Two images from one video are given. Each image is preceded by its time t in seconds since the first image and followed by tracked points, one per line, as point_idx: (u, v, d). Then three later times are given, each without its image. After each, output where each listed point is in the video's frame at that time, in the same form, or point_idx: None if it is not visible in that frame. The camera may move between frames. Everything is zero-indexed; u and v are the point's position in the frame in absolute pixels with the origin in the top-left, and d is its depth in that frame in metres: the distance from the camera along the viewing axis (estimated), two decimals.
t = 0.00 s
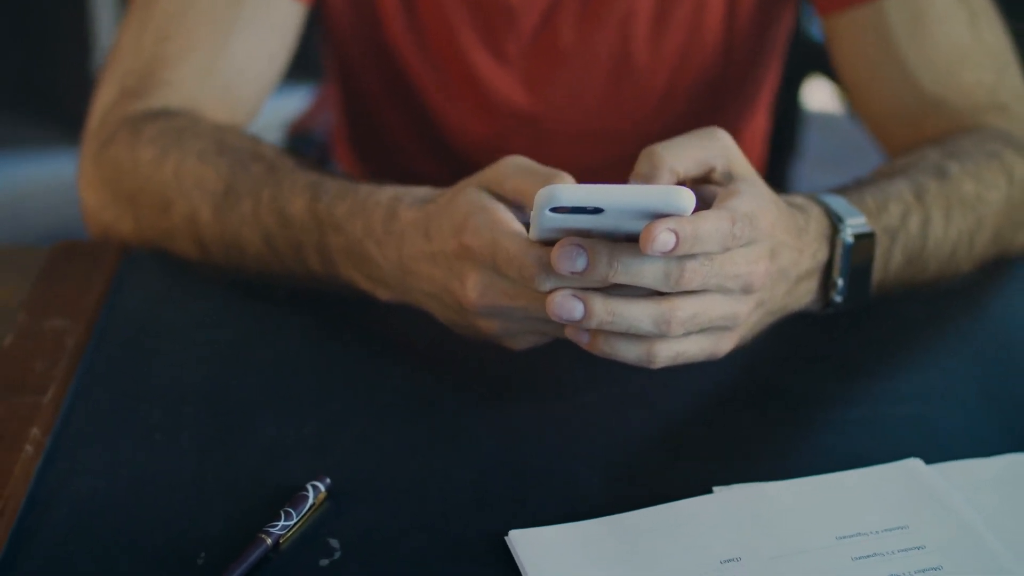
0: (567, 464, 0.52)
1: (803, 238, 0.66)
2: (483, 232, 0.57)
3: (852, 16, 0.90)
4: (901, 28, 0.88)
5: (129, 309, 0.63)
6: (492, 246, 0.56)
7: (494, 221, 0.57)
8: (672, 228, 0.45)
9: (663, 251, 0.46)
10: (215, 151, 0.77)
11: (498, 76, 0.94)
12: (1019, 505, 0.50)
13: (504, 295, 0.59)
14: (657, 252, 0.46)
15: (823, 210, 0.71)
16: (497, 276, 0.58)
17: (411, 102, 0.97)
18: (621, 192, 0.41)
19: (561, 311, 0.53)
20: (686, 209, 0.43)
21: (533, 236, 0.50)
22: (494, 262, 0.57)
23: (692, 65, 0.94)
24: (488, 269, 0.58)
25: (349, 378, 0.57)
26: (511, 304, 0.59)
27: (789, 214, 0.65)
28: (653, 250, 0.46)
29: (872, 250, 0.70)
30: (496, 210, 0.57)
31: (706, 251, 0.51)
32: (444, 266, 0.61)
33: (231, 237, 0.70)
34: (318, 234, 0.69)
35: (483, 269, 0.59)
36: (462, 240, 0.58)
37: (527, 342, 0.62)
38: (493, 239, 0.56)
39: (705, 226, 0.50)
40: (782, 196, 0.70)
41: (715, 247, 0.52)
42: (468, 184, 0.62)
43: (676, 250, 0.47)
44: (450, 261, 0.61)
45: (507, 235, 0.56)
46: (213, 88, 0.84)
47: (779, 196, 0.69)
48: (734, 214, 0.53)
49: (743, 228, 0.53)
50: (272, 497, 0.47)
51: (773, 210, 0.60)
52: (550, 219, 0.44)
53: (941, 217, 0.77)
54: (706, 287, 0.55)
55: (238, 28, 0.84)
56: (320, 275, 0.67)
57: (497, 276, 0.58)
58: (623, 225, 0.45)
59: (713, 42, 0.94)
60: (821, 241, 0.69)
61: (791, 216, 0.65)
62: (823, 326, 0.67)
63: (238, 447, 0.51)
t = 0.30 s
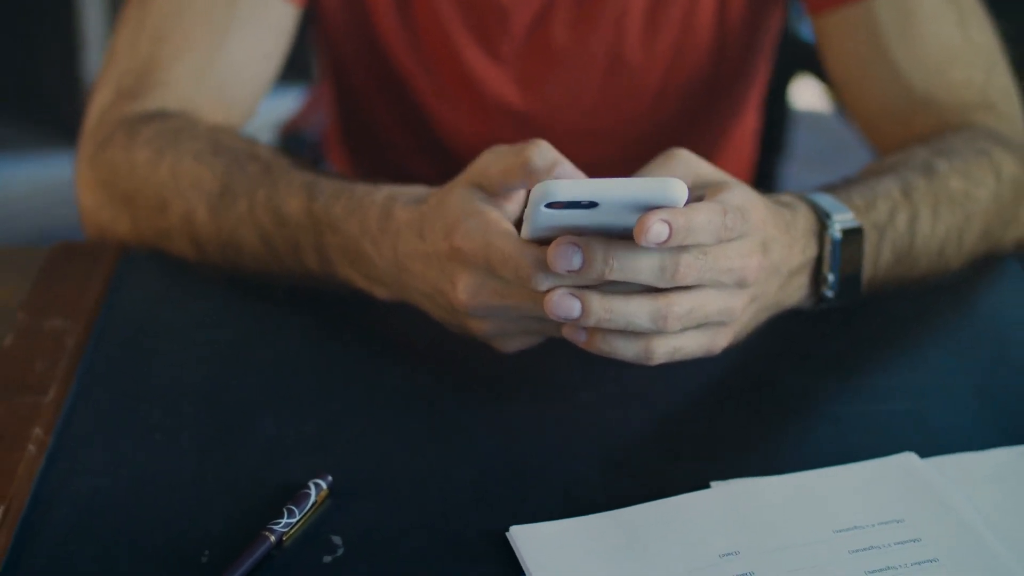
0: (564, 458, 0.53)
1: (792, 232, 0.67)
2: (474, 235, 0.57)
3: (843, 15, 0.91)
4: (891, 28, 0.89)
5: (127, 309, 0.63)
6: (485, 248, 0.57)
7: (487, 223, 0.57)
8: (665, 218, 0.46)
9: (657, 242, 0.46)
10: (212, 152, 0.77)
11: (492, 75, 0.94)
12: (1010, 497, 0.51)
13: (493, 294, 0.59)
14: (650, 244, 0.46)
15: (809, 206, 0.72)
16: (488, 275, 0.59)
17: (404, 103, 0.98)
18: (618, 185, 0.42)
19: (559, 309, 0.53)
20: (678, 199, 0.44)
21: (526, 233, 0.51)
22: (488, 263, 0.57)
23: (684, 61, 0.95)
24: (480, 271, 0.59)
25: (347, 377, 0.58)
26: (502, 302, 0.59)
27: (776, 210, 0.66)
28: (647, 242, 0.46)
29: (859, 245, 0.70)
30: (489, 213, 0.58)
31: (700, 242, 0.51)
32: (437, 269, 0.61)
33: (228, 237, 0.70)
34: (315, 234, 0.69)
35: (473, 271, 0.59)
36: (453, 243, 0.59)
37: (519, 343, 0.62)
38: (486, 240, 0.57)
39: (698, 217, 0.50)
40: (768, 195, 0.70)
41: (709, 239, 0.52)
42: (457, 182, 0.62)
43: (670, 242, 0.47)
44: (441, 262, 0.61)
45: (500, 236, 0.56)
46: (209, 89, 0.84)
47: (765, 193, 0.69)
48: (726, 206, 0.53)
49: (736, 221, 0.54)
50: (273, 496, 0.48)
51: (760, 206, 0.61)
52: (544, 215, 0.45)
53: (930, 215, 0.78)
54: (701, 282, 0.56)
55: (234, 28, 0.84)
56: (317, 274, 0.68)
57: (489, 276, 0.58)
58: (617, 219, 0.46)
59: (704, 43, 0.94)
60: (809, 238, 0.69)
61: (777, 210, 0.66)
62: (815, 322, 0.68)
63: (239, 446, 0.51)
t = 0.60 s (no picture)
0: (561, 451, 0.53)
1: (788, 228, 0.68)
2: (467, 237, 0.58)
3: (832, 13, 0.92)
4: (881, 27, 0.90)
5: (126, 308, 0.63)
6: (481, 250, 0.57)
7: (482, 227, 0.58)
8: (659, 215, 0.46)
9: (651, 239, 0.47)
10: (212, 151, 0.77)
11: (485, 73, 0.95)
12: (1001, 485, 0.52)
13: (487, 295, 0.59)
14: (645, 240, 0.47)
15: (803, 203, 0.72)
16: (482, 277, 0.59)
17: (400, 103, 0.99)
18: (614, 186, 0.42)
19: (556, 309, 0.53)
20: (673, 196, 0.44)
21: (521, 235, 0.51)
22: (483, 263, 0.57)
23: (677, 58, 0.95)
24: (475, 271, 0.59)
25: (344, 372, 0.58)
26: (495, 303, 0.59)
27: (770, 207, 0.66)
28: (642, 238, 0.47)
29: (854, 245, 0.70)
30: (482, 216, 0.58)
31: (693, 238, 0.51)
32: (432, 269, 0.62)
33: (226, 235, 0.70)
34: (320, 234, 0.69)
35: (467, 272, 0.59)
36: (446, 244, 0.59)
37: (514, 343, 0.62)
38: (482, 242, 0.57)
39: (691, 213, 0.50)
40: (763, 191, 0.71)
41: (703, 235, 0.53)
42: (459, 183, 0.63)
43: (664, 238, 0.48)
44: (435, 263, 0.61)
45: (495, 238, 0.57)
46: (206, 89, 0.84)
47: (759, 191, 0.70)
48: (718, 202, 0.54)
49: (729, 216, 0.54)
50: (274, 491, 0.48)
51: (754, 202, 0.61)
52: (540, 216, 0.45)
53: (922, 209, 0.78)
54: (697, 278, 0.56)
55: (231, 27, 0.85)
56: (316, 272, 0.68)
57: (485, 277, 0.59)
58: (613, 216, 0.46)
59: (696, 41, 0.95)
60: (804, 234, 0.69)
61: (771, 207, 0.67)
62: (810, 317, 0.68)
63: (238, 444, 0.51)
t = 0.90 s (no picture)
0: (557, 445, 0.53)
1: (783, 223, 0.68)
2: (470, 228, 0.59)
3: (820, 8, 0.93)
4: (869, 23, 0.91)
5: (122, 306, 0.63)
6: (481, 240, 0.58)
7: (483, 217, 0.58)
8: (659, 211, 0.47)
9: (651, 234, 0.47)
10: (203, 148, 0.77)
11: (476, 71, 0.95)
12: (990, 474, 0.53)
13: (489, 286, 0.60)
14: (645, 236, 0.48)
15: (798, 197, 0.72)
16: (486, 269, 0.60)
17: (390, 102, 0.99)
18: (612, 179, 0.43)
19: (554, 299, 0.54)
20: (673, 192, 0.44)
21: (522, 228, 0.51)
22: (483, 254, 0.58)
23: (667, 55, 0.96)
24: (475, 263, 0.60)
25: (343, 370, 0.58)
26: (497, 293, 0.60)
27: (767, 201, 0.67)
28: (642, 234, 0.47)
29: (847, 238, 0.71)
30: (483, 206, 0.59)
31: (693, 234, 0.52)
32: (432, 263, 0.63)
33: (220, 233, 0.70)
34: (311, 231, 0.69)
35: (471, 264, 0.60)
36: (449, 235, 0.60)
37: (517, 332, 0.63)
38: (482, 233, 0.58)
39: (691, 209, 0.51)
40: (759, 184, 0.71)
41: (701, 231, 0.53)
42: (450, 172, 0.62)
43: (664, 234, 0.48)
44: (437, 256, 0.62)
45: (496, 229, 0.58)
46: (198, 88, 0.83)
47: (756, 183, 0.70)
48: (718, 198, 0.54)
49: (727, 213, 0.55)
50: (273, 487, 0.48)
51: (751, 196, 0.62)
52: (540, 210, 0.46)
53: (913, 203, 0.79)
54: (693, 273, 0.57)
55: (222, 26, 0.84)
56: (310, 268, 0.68)
57: (488, 269, 0.60)
58: (612, 212, 0.47)
59: (687, 37, 0.95)
60: (799, 228, 0.70)
61: (768, 202, 0.67)
62: (807, 311, 0.68)
63: (236, 440, 0.51)
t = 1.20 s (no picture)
0: (561, 442, 0.54)
1: (792, 222, 0.69)
2: (477, 219, 0.59)
3: (814, 8, 0.93)
4: (864, 24, 0.92)
5: (121, 307, 0.62)
6: (488, 229, 0.59)
7: (489, 207, 0.59)
8: (670, 205, 0.47)
9: (660, 227, 0.48)
10: (197, 149, 0.76)
11: (473, 72, 0.96)
12: (990, 469, 0.53)
13: (498, 275, 0.61)
14: (653, 229, 0.48)
15: (807, 195, 0.73)
16: (494, 259, 0.60)
17: (379, 101, 0.99)
18: (622, 174, 0.43)
19: (561, 287, 0.55)
20: (682, 188, 0.45)
21: (531, 217, 0.51)
22: (491, 244, 0.59)
23: (662, 54, 0.96)
24: (485, 252, 0.60)
25: (343, 370, 0.58)
26: (506, 283, 0.61)
27: (776, 198, 0.68)
28: (651, 226, 0.48)
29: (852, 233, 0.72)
30: (487, 196, 0.60)
31: (701, 229, 0.52)
32: (436, 255, 0.63)
33: (220, 234, 0.70)
34: (306, 229, 0.69)
35: (476, 254, 0.61)
36: (456, 226, 0.60)
37: (525, 320, 0.64)
38: (489, 224, 0.58)
39: (701, 204, 0.51)
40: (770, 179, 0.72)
41: (710, 226, 0.53)
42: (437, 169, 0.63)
43: (673, 228, 0.49)
44: (442, 248, 0.62)
45: (501, 218, 0.58)
46: (191, 89, 0.82)
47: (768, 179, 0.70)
48: (730, 196, 0.54)
49: (738, 210, 0.55)
50: (277, 486, 0.48)
51: (763, 195, 0.62)
52: (549, 201, 0.46)
53: (914, 202, 0.80)
54: (702, 269, 0.57)
55: (216, 27, 0.83)
56: (311, 267, 0.68)
57: (496, 257, 0.60)
58: (620, 205, 0.47)
59: (682, 36, 0.96)
60: (807, 226, 0.71)
61: (778, 198, 0.68)
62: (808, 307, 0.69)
63: (240, 439, 0.51)
